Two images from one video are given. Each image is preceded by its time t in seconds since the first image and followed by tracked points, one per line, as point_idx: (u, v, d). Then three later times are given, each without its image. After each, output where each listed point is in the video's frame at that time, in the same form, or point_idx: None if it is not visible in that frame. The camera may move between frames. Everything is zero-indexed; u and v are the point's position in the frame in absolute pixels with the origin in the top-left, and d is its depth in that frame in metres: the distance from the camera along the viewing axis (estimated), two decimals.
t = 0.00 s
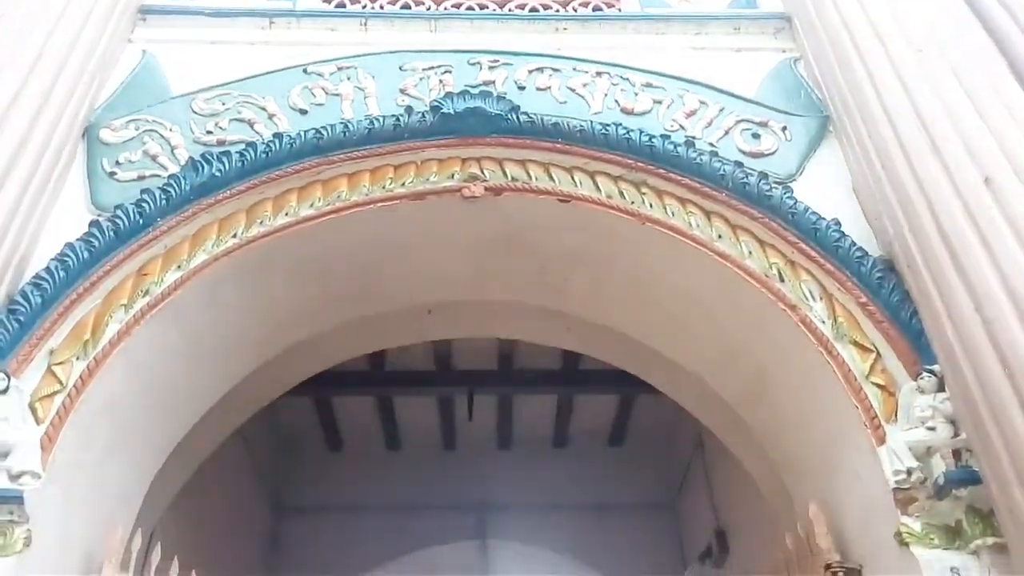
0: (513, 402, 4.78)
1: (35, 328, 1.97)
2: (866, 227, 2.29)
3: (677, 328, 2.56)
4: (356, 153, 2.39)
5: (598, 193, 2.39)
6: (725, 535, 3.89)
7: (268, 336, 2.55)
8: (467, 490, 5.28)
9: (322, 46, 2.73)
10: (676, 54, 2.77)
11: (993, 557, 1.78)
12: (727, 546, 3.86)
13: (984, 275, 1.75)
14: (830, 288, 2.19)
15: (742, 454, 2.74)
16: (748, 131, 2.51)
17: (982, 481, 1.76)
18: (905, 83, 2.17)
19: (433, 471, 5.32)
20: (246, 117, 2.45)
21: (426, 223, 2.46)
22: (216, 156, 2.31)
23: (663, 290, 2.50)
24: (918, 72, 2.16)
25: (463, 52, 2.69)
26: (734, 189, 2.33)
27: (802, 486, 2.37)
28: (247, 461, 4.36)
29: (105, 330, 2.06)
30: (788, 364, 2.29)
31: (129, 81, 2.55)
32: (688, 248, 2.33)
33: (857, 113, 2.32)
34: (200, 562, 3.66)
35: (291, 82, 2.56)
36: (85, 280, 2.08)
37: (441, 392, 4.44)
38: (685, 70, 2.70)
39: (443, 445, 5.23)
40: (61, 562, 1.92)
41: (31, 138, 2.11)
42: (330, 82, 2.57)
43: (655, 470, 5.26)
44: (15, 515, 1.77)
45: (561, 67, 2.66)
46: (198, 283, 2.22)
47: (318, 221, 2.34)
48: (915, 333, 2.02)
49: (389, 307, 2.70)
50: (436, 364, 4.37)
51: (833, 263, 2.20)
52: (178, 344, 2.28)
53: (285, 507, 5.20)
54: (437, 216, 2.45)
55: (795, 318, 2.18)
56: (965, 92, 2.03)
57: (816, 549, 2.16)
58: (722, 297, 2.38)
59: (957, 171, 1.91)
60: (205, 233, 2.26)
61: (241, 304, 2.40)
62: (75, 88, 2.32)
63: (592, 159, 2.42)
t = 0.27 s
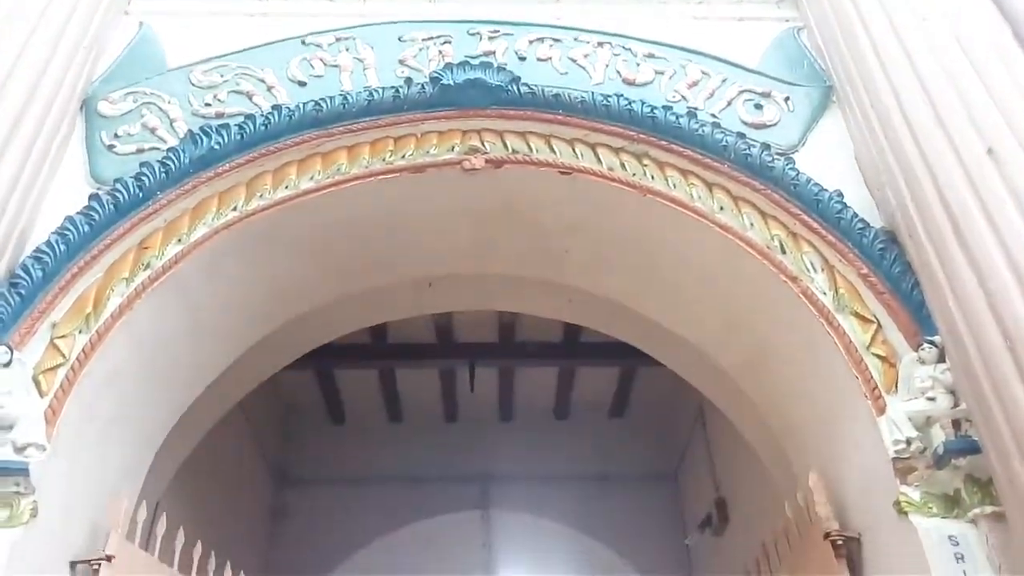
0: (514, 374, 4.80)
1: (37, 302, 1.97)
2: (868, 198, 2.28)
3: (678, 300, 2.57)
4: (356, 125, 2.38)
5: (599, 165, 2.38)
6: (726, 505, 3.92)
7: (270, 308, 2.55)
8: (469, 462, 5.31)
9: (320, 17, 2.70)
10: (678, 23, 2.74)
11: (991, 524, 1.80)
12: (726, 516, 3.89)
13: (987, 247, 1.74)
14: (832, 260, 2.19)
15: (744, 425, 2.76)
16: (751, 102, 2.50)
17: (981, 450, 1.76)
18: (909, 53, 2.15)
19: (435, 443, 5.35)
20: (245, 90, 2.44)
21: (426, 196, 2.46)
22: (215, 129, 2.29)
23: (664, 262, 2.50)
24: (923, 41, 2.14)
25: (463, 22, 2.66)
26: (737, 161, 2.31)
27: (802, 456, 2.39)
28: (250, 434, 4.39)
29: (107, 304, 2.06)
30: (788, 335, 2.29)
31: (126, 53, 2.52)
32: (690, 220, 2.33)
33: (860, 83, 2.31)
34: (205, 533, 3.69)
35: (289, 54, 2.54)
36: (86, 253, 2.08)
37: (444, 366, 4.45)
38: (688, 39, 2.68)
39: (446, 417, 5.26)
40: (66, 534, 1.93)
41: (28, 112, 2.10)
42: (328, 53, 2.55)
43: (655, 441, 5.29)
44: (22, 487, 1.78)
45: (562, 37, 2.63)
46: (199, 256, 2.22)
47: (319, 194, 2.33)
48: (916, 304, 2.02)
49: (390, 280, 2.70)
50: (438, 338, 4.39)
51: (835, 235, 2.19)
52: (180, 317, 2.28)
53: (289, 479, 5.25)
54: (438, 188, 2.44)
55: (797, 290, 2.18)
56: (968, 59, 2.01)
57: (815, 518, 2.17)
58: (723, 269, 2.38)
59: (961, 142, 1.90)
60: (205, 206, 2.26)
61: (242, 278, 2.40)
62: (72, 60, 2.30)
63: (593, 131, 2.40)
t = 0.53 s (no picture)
0: (517, 356, 4.81)
1: (39, 282, 1.97)
2: (873, 181, 2.27)
3: (680, 283, 2.57)
4: (358, 106, 2.37)
5: (602, 147, 2.37)
6: (726, 486, 3.93)
7: (273, 289, 2.56)
8: (472, 442, 5.30)
9: None
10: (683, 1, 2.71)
11: (991, 507, 1.81)
12: (727, 497, 3.91)
13: (992, 230, 1.73)
14: (835, 242, 2.19)
15: (745, 407, 2.76)
16: (756, 83, 2.49)
17: (981, 433, 1.77)
18: (916, 34, 2.13)
19: (440, 427, 5.34)
20: (246, 70, 2.43)
21: (429, 177, 2.45)
22: (217, 109, 2.28)
23: (666, 245, 2.50)
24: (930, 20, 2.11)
25: None
26: (741, 143, 2.30)
27: (802, 438, 2.39)
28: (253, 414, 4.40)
29: (110, 285, 2.07)
30: (790, 317, 2.29)
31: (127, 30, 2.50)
32: (693, 203, 2.32)
33: (866, 63, 2.29)
34: (209, 512, 3.71)
35: (291, 33, 2.52)
36: (88, 234, 2.08)
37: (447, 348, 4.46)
38: (693, 18, 2.65)
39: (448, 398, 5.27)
40: (71, 512, 1.95)
41: (29, 92, 2.09)
42: (330, 32, 2.53)
43: (657, 422, 5.31)
44: (26, 466, 1.78)
45: (566, 16, 2.61)
46: (201, 237, 2.22)
47: (321, 175, 2.32)
48: (918, 287, 2.02)
49: (392, 261, 2.70)
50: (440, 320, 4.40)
51: (838, 217, 2.19)
52: (182, 298, 2.28)
53: (292, 459, 5.23)
54: (440, 170, 2.43)
55: (800, 273, 2.18)
56: (975, 40, 1.98)
57: (814, 499, 2.18)
58: (726, 251, 2.37)
59: (965, 123, 1.89)
60: (207, 186, 2.26)
61: (244, 258, 2.40)
62: (73, 39, 2.29)
63: (596, 112, 2.39)
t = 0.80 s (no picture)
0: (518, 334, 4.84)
1: (46, 261, 1.98)
2: (873, 162, 2.28)
3: (681, 263, 2.59)
4: (360, 86, 2.38)
5: (604, 128, 2.38)
6: (724, 462, 3.95)
7: (276, 269, 2.58)
8: (473, 420, 5.31)
9: None
10: None
11: (985, 484, 1.83)
12: (725, 474, 3.93)
13: (992, 211, 1.74)
14: (834, 223, 2.21)
15: (743, 385, 2.79)
16: (757, 64, 2.49)
17: (977, 411, 1.79)
18: (917, 16, 2.14)
19: (442, 405, 5.34)
20: (249, 50, 2.43)
21: (431, 158, 2.46)
22: (220, 90, 2.28)
23: (667, 225, 2.51)
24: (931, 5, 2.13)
25: None
26: (742, 124, 2.31)
27: (800, 416, 2.42)
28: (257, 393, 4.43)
29: (116, 263, 2.09)
30: (789, 297, 2.31)
31: (131, 8, 2.49)
32: (694, 183, 2.33)
33: (868, 44, 2.29)
34: (215, 488, 3.75)
35: (292, 13, 2.51)
36: (93, 213, 2.09)
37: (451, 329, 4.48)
38: None
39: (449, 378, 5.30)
40: (80, 487, 1.98)
41: (33, 72, 2.09)
42: (333, 12, 2.52)
43: (656, 401, 5.33)
44: (34, 442, 1.80)
45: None
46: (205, 217, 2.24)
47: (323, 155, 2.34)
48: (917, 267, 2.03)
49: (394, 241, 2.72)
50: (443, 302, 4.43)
51: (838, 198, 2.20)
52: (186, 277, 2.30)
53: (297, 435, 5.23)
54: (442, 150, 2.45)
55: (799, 253, 2.20)
56: (978, 30, 2.01)
57: (810, 476, 2.22)
58: (725, 232, 2.39)
59: (966, 105, 1.90)
60: (211, 166, 2.28)
61: (248, 237, 2.42)
62: (76, 18, 2.28)
63: (597, 93, 2.40)
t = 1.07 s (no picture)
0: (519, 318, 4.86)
1: (46, 245, 1.97)
2: (876, 146, 2.27)
3: (683, 247, 2.58)
4: (361, 69, 2.36)
5: (605, 111, 2.37)
6: (724, 446, 3.95)
7: (278, 253, 2.58)
8: (474, 403, 5.31)
9: None
10: None
11: (985, 468, 1.84)
12: (725, 458, 3.93)
13: (994, 195, 1.74)
14: (836, 206, 2.20)
15: (745, 369, 2.79)
16: (760, 46, 2.47)
17: (978, 395, 1.80)
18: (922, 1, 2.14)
19: (444, 388, 5.37)
20: (249, 32, 2.42)
21: (431, 141, 2.45)
22: (220, 72, 2.27)
23: (668, 209, 2.50)
24: None
25: None
26: (744, 107, 2.30)
27: (800, 400, 2.43)
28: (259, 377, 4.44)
29: (117, 247, 2.09)
30: (790, 282, 2.31)
31: None
32: (696, 167, 2.33)
33: (871, 26, 2.27)
34: (218, 471, 3.77)
35: None
36: (93, 197, 2.08)
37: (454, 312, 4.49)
38: None
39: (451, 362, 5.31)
40: (83, 470, 1.99)
41: (32, 55, 2.08)
42: None
43: (657, 384, 5.33)
44: (37, 425, 1.81)
45: None
46: (205, 200, 2.24)
47: (324, 139, 2.33)
48: (919, 251, 2.03)
49: (395, 225, 2.72)
50: (444, 286, 4.44)
51: (840, 182, 2.19)
52: (187, 261, 2.30)
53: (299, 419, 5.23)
54: (443, 134, 2.44)
55: (801, 237, 2.20)
56: (982, 16, 2.02)
57: (811, 460, 2.22)
58: (727, 216, 2.38)
59: (970, 89, 1.90)
60: (211, 150, 2.27)
61: (248, 221, 2.41)
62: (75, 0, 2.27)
63: (600, 76, 2.38)
